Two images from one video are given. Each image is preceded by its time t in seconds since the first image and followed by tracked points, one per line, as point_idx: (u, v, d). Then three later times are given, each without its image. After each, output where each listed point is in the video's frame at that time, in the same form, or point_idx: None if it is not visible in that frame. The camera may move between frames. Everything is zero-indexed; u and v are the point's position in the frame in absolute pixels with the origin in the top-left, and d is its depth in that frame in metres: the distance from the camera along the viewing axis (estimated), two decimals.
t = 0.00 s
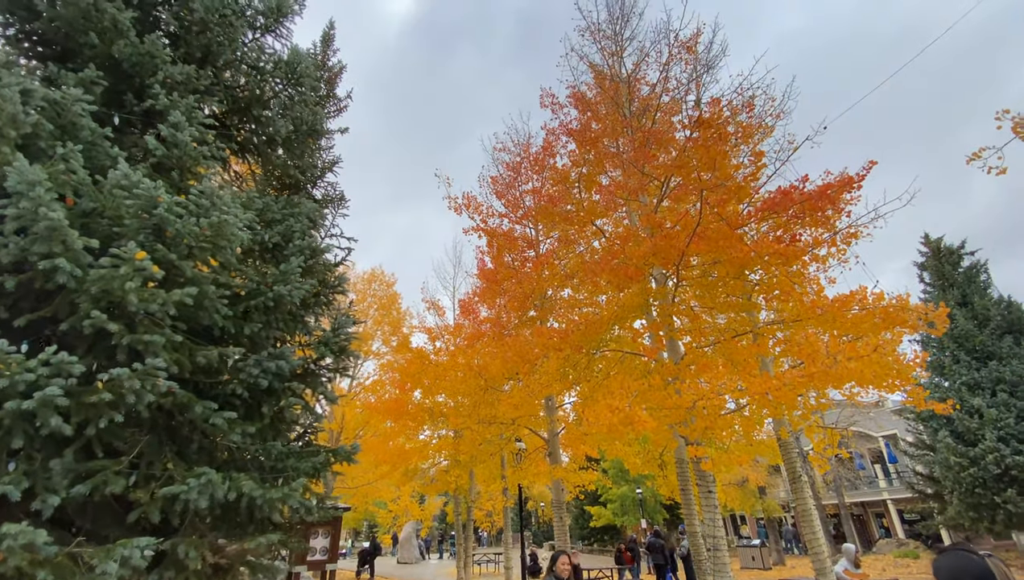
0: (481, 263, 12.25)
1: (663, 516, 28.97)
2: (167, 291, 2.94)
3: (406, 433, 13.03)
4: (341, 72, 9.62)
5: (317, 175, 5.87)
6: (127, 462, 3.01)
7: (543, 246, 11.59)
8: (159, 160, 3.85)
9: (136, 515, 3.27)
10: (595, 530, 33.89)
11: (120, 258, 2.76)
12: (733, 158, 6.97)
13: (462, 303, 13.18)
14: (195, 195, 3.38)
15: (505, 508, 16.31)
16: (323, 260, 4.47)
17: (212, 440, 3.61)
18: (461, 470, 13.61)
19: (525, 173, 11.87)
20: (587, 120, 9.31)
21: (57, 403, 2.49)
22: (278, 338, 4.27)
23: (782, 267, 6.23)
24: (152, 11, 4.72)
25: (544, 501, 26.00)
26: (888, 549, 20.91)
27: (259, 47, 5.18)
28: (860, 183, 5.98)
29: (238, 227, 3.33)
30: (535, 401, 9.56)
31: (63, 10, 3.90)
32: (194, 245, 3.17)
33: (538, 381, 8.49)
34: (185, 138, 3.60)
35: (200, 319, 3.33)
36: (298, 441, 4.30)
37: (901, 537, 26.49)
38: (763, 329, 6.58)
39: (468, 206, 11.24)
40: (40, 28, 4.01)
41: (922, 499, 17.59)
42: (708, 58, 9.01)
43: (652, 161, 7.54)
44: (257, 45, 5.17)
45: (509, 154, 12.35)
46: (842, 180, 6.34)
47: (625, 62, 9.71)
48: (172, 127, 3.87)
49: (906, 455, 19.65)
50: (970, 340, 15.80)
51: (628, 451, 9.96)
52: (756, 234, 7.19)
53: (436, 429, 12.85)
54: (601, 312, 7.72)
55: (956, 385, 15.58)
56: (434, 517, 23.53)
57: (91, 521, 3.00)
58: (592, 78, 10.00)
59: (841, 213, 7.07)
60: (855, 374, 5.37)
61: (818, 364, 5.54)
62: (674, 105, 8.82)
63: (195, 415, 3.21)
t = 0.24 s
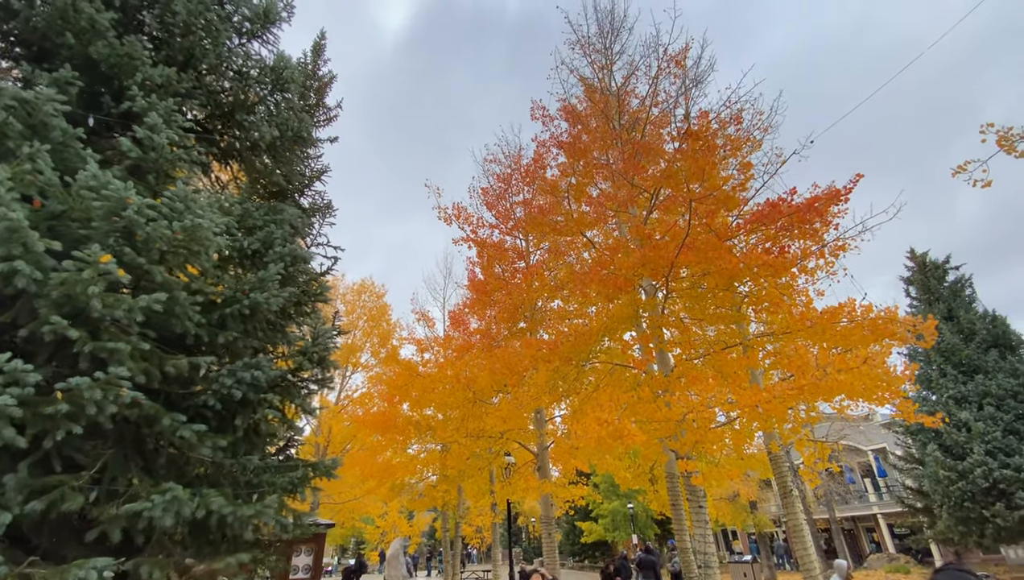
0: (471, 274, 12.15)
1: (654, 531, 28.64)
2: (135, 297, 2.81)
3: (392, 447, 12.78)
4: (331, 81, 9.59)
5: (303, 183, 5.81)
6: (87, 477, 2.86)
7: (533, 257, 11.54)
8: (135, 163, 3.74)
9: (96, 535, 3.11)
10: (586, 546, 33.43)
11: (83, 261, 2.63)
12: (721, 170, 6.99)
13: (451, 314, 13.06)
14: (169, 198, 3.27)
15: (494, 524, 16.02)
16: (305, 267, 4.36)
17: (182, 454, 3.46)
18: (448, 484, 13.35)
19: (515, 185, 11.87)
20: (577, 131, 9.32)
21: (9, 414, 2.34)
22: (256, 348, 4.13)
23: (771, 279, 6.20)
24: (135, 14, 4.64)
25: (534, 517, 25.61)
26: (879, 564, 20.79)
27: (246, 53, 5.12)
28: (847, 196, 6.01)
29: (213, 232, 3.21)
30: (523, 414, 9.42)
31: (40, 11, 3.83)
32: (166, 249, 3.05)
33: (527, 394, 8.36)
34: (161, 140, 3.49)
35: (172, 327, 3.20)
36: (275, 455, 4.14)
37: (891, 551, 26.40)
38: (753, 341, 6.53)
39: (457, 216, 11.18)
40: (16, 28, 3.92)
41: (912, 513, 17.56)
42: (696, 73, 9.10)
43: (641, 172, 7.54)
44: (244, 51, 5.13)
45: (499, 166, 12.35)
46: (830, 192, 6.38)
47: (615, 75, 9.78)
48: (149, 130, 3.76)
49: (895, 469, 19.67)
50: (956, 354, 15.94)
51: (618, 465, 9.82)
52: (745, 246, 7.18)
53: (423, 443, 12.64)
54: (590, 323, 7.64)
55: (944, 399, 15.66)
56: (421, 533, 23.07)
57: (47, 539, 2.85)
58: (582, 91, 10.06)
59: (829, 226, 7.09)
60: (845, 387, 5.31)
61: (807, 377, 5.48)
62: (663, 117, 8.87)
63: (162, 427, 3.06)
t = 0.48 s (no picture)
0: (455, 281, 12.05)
1: (638, 543, 28.47)
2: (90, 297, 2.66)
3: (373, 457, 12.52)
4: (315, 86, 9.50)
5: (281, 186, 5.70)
6: (34, 487, 2.70)
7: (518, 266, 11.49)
8: (100, 159, 3.60)
9: (44, 549, 2.94)
10: (570, 559, 33.09)
11: (34, 258, 2.50)
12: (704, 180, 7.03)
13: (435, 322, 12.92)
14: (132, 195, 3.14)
15: (476, 536, 15.77)
16: (278, 271, 4.24)
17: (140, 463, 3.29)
18: (430, 496, 13.11)
19: (502, 193, 11.84)
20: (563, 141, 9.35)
21: None
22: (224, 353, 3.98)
23: (752, 289, 6.21)
24: (109, 10, 4.57)
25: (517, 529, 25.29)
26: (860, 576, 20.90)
27: (224, 52, 5.01)
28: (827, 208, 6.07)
29: (178, 231, 3.08)
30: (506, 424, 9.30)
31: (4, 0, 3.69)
32: (126, 248, 2.92)
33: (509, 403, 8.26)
34: (127, 136, 3.37)
35: (132, 329, 3.06)
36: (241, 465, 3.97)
37: (871, 563, 26.60)
38: (735, 351, 6.53)
39: (442, 223, 11.10)
40: None
41: (892, 524, 17.70)
42: (681, 86, 9.20)
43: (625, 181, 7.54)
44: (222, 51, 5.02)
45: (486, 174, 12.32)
46: (810, 204, 6.46)
47: (601, 86, 9.85)
48: (116, 126, 3.63)
49: (875, 480, 19.86)
50: (934, 366, 16.22)
51: (601, 476, 9.72)
52: (727, 257, 7.21)
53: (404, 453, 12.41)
54: (573, 332, 7.60)
55: (922, 411, 15.88)
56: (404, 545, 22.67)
57: None
58: (568, 101, 10.10)
59: (810, 238, 7.17)
60: (825, 398, 5.31)
61: (788, 388, 5.47)
62: (648, 129, 8.93)
63: (117, 435, 2.90)
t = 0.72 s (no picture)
0: (435, 284, 11.91)
1: (616, 549, 28.47)
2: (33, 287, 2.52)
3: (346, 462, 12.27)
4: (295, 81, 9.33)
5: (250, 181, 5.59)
6: None
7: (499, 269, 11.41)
8: (55, 144, 3.44)
9: None
10: (547, 565, 32.94)
11: None
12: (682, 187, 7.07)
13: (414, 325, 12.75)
14: (86, 184, 3.00)
15: (451, 542, 15.55)
16: (243, 267, 4.11)
17: (88, 466, 3.13)
18: (405, 501, 12.89)
19: (483, 196, 11.78)
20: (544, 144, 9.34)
21: None
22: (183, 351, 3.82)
23: (727, 295, 6.25)
24: None
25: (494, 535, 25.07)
26: None
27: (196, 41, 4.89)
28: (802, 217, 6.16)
29: (133, 221, 2.95)
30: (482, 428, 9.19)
31: None
32: (76, 238, 2.78)
33: (485, 407, 8.16)
34: (83, 120, 3.22)
35: (82, 324, 2.93)
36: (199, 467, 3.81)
37: (842, 569, 27.06)
38: (709, 357, 6.57)
39: (422, 224, 10.97)
40: None
41: (862, 531, 18.02)
42: (662, 94, 9.29)
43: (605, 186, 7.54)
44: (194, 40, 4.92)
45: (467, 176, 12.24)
46: (785, 213, 6.56)
47: (583, 92, 9.89)
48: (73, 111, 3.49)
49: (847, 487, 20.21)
50: (903, 376, 16.62)
51: (578, 482, 9.65)
52: (704, 264, 7.26)
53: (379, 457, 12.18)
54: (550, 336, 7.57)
55: (892, 419, 16.24)
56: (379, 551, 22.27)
57: None
58: (551, 105, 10.11)
59: (785, 247, 7.27)
60: (795, 405, 5.34)
61: (760, 394, 5.49)
62: (629, 135, 8.98)
63: (61, 435, 2.75)
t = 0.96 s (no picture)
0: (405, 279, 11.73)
1: (583, 549, 28.66)
2: None
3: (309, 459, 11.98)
4: (265, 67, 9.07)
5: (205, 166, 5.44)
6: None
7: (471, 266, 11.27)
8: None
9: None
10: (515, 564, 32.96)
11: None
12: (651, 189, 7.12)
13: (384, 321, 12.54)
14: (14, 157, 2.83)
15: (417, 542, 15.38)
16: (192, 253, 3.91)
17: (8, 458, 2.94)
18: (370, 499, 12.69)
19: (457, 192, 11.66)
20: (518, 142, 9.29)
21: None
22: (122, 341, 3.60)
23: (692, 298, 6.31)
24: None
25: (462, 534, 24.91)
26: None
27: (152, 16, 4.71)
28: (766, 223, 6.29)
29: (65, 197, 2.79)
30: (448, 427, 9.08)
31: None
32: None
33: (450, 405, 8.05)
34: (14, 89, 3.01)
35: (5, 307, 2.76)
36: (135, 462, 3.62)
37: (801, 568, 27.86)
38: (673, 358, 6.63)
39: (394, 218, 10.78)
40: None
41: (820, 531, 18.56)
42: (637, 97, 9.35)
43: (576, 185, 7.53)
44: (149, 14, 4.70)
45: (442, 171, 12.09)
46: (750, 219, 6.70)
47: (559, 91, 9.88)
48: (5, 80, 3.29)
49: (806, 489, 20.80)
50: (862, 382, 17.19)
51: (543, 481, 9.62)
52: (671, 266, 7.32)
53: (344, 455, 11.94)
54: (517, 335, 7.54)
55: (850, 424, 16.77)
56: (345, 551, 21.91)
57: None
58: (528, 103, 10.08)
59: (750, 252, 7.41)
60: (752, 407, 5.42)
61: (719, 395, 5.56)
62: (603, 136, 9.01)
63: None
